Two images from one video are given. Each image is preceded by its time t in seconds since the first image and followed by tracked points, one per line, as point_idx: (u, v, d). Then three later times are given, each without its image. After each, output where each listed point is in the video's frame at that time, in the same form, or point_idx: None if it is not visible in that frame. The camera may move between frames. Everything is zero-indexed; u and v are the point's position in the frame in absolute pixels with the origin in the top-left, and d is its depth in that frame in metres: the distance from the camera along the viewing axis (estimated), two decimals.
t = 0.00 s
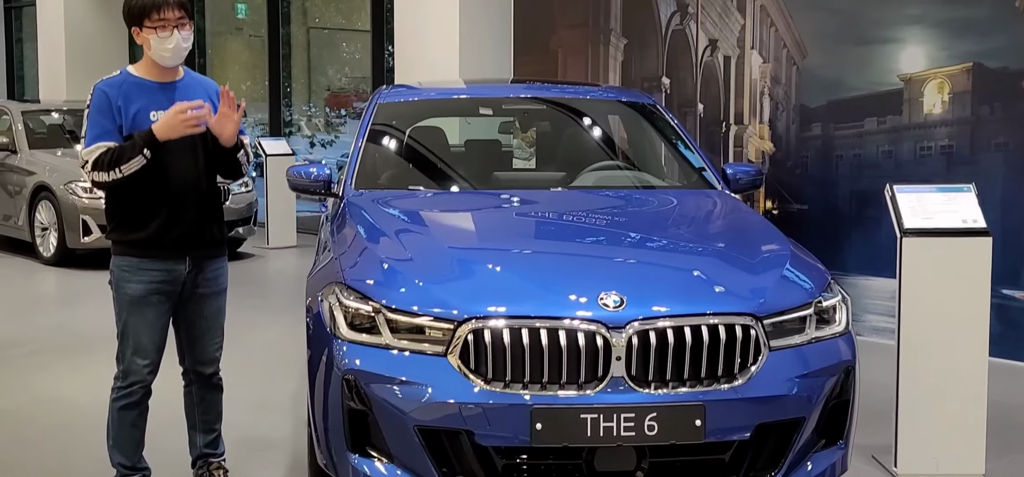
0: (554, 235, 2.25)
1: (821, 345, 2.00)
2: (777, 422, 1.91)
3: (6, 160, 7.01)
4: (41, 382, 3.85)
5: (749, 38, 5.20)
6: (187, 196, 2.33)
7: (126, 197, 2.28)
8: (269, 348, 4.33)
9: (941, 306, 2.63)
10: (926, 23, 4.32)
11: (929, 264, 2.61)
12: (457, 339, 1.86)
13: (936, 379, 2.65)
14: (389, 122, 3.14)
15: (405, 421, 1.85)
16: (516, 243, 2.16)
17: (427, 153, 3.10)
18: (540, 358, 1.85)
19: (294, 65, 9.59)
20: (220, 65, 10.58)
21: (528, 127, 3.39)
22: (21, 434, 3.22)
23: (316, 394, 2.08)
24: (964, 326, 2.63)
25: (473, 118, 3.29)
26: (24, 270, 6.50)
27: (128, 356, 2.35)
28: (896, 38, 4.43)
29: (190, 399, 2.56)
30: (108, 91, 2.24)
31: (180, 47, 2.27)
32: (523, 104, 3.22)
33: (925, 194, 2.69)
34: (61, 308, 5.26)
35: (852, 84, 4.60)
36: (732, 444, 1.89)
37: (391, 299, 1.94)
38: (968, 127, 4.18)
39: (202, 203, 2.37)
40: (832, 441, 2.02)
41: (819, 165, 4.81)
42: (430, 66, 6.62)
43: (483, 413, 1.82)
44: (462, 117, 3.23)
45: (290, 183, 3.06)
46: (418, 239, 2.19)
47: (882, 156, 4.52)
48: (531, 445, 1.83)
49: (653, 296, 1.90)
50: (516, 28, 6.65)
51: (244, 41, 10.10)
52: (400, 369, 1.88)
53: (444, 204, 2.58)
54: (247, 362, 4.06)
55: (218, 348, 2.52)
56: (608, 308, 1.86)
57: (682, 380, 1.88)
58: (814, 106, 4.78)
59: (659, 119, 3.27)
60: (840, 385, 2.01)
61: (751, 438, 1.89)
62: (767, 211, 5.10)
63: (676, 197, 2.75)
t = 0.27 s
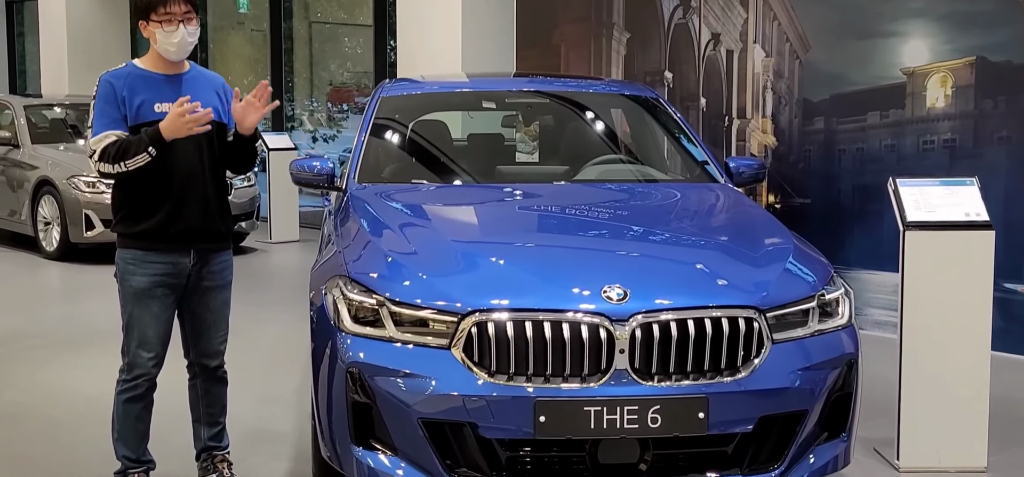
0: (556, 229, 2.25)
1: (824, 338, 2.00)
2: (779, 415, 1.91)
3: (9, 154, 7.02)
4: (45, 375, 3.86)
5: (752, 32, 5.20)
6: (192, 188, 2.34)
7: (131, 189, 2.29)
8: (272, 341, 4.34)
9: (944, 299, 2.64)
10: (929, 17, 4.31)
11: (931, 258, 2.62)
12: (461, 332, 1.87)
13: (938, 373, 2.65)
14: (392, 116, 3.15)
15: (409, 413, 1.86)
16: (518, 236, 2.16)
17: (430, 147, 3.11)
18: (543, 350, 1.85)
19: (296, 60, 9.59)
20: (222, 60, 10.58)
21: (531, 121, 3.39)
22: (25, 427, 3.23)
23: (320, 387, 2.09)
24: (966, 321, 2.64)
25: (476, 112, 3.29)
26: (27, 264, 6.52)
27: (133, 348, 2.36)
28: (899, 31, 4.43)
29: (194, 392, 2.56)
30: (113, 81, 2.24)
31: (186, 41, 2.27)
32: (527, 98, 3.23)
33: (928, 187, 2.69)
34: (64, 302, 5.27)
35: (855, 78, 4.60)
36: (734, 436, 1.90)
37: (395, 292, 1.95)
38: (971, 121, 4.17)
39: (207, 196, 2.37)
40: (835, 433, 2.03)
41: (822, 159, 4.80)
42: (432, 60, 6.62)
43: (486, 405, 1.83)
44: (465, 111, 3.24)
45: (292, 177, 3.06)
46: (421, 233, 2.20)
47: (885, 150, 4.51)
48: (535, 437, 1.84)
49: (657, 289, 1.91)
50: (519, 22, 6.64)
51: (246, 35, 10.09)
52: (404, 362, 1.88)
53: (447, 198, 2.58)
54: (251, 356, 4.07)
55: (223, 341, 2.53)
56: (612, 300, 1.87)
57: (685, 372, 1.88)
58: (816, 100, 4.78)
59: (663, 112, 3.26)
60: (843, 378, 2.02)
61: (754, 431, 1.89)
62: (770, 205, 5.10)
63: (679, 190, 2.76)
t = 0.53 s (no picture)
0: (557, 227, 2.25)
1: (825, 337, 2.00)
2: (781, 414, 1.91)
3: (10, 153, 7.03)
4: (46, 374, 3.87)
5: (753, 31, 5.20)
6: (197, 188, 2.34)
7: (137, 188, 2.29)
8: (274, 340, 4.34)
9: (945, 298, 2.64)
10: (930, 15, 4.31)
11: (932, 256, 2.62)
12: (462, 330, 1.87)
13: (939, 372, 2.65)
14: (393, 115, 3.15)
15: (411, 412, 1.86)
16: (520, 235, 2.16)
17: (431, 146, 3.11)
18: (545, 349, 1.85)
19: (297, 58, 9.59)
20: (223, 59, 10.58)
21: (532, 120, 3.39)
22: (27, 426, 3.23)
23: (321, 386, 2.09)
24: (968, 320, 2.63)
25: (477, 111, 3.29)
26: (28, 263, 6.52)
27: (136, 347, 2.36)
28: (900, 30, 4.43)
29: (197, 390, 2.56)
30: (121, 81, 2.24)
31: (192, 40, 2.27)
32: (527, 97, 3.23)
33: (930, 186, 2.68)
34: (66, 301, 5.28)
35: (857, 77, 4.60)
36: (736, 435, 1.90)
37: (397, 291, 1.95)
38: (972, 120, 4.17)
39: (212, 195, 2.37)
40: (836, 432, 2.03)
41: (823, 158, 4.80)
42: (433, 59, 6.62)
43: (488, 404, 1.83)
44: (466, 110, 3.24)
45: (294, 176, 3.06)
46: (422, 232, 2.20)
47: (886, 149, 4.51)
48: (537, 436, 1.84)
49: (658, 288, 1.91)
50: (519, 21, 6.64)
51: (246, 34, 10.09)
52: (405, 361, 1.88)
53: (448, 197, 2.58)
54: (252, 355, 4.07)
55: (227, 340, 2.53)
56: (613, 299, 1.87)
57: (687, 371, 1.88)
58: (818, 99, 4.78)
59: (664, 110, 3.26)
60: (845, 377, 2.02)
61: (755, 429, 1.89)
62: (771, 204, 5.10)
63: (681, 189, 2.76)
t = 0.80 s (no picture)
0: (558, 230, 2.25)
1: (827, 339, 2.00)
2: (783, 417, 1.91)
3: (10, 158, 7.03)
4: (47, 378, 3.87)
5: (752, 32, 5.20)
6: (201, 193, 2.34)
7: (142, 193, 2.29)
8: (274, 343, 4.34)
9: (947, 299, 2.63)
10: (930, 17, 4.31)
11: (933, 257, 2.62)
12: (464, 334, 1.87)
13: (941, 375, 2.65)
14: (393, 118, 3.15)
15: (412, 416, 1.86)
16: (520, 238, 2.16)
17: (432, 149, 3.10)
18: (546, 353, 1.85)
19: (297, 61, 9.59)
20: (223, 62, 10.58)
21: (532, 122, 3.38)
22: (27, 430, 3.23)
23: (323, 389, 2.09)
24: (969, 321, 2.63)
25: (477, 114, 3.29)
26: (28, 267, 6.52)
27: (139, 351, 2.35)
28: (900, 31, 4.43)
29: (199, 394, 2.56)
30: (126, 85, 2.24)
31: (198, 45, 2.27)
32: (528, 99, 3.25)
33: (931, 188, 2.67)
34: (66, 305, 5.27)
35: (857, 78, 4.60)
36: (738, 438, 1.90)
37: (398, 295, 1.95)
38: (972, 121, 4.17)
39: (216, 200, 2.37)
40: (839, 435, 2.03)
41: (824, 159, 4.80)
42: (433, 62, 6.62)
43: (490, 408, 1.82)
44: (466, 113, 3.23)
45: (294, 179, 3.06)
46: (423, 235, 2.19)
47: (887, 150, 4.51)
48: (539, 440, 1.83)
49: (660, 290, 1.90)
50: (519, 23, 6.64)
51: (246, 37, 10.09)
52: (406, 365, 1.88)
53: (449, 200, 2.58)
54: (253, 358, 4.07)
55: (230, 344, 2.53)
56: (615, 302, 1.87)
57: (688, 374, 1.88)
58: (818, 101, 4.78)
59: (664, 113, 3.27)
60: (846, 380, 2.02)
61: (757, 432, 1.89)
62: (771, 205, 5.09)
63: (682, 192, 2.75)
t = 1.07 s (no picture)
0: (558, 233, 2.24)
1: (829, 341, 1.99)
2: (785, 419, 1.91)
3: (10, 162, 7.03)
4: (47, 383, 3.86)
5: (752, 34, 5.20)
6: (206, 197, 2.34)
7: (147, 196, 2.28)
8: (275, 347, 4.34)
9: (949, 301, 2.63)
10: (930, 18, 4.31)
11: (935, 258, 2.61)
12: (464, 337, 1.86)
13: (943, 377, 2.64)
14: (393, 121, 3.15)
15: (413, 420, 1.85)
16: (521, 241, 2.15)
17: (433, 152, 3.10)
18: (547, 356, 1.85)
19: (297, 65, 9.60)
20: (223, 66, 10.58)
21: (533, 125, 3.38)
22: (28, 434, 3.23)
23: (324, 393, 2.08)
24: (971, 323, 2.63)
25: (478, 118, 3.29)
26: (28, 272, 6.52)
27: (143, 355, 2.35)
28: (900, 33, 4.43)
29: (202, 398, 2.56)
30: (134, 89, 2.24)
31: (205, 51, 2.27)
32: (528, 102, 3.23)
33: (932, 190, 2.68)
34: (67, 309, 5.27)
35: (858, 80, 4.60)
36: (740, 441, 1.89)
37: (399, 298, 1.94)
38: (972, 122, 4.17)
39: (221, 204, 2.37)
40: (841, 438, 2.02)
41: (824, 161, 4.80)
42: (433, 65, 6.63)
43: (491, 411, 1.82)
44: (468, 117, 3.23)
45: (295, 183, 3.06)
46: (424, 239, 2.19)
47: (887, 151, 4.51)
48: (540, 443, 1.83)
49: (661, 293, 1.90)
50: (519, 26, 6.64)
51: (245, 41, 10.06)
52: (407, 368, 1.88)
53: (449, 203, 2.58)
54: (254, 362, 4.06)
55: (233, 348, 2.52)
56: (616, 305, 1.86)
57: (690, 377, 1.88)
58: (818, 102, 4.78)
59: (664, 115, 3.28)
60: (849, 382, 2.01)
61: (759, 435, 1.89)
62: (772, 207, 5.09)
63: (682, 194, 2.75)
